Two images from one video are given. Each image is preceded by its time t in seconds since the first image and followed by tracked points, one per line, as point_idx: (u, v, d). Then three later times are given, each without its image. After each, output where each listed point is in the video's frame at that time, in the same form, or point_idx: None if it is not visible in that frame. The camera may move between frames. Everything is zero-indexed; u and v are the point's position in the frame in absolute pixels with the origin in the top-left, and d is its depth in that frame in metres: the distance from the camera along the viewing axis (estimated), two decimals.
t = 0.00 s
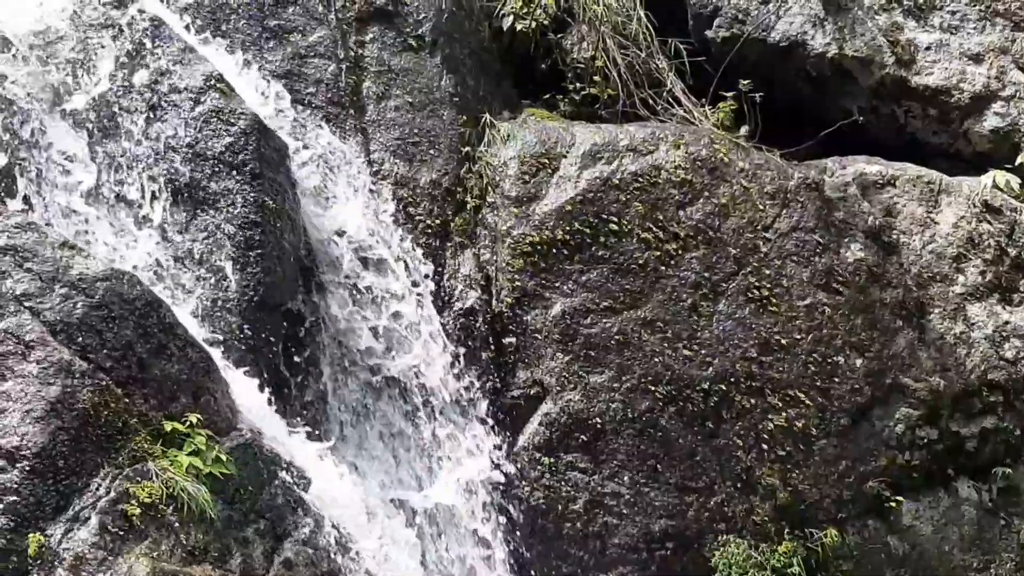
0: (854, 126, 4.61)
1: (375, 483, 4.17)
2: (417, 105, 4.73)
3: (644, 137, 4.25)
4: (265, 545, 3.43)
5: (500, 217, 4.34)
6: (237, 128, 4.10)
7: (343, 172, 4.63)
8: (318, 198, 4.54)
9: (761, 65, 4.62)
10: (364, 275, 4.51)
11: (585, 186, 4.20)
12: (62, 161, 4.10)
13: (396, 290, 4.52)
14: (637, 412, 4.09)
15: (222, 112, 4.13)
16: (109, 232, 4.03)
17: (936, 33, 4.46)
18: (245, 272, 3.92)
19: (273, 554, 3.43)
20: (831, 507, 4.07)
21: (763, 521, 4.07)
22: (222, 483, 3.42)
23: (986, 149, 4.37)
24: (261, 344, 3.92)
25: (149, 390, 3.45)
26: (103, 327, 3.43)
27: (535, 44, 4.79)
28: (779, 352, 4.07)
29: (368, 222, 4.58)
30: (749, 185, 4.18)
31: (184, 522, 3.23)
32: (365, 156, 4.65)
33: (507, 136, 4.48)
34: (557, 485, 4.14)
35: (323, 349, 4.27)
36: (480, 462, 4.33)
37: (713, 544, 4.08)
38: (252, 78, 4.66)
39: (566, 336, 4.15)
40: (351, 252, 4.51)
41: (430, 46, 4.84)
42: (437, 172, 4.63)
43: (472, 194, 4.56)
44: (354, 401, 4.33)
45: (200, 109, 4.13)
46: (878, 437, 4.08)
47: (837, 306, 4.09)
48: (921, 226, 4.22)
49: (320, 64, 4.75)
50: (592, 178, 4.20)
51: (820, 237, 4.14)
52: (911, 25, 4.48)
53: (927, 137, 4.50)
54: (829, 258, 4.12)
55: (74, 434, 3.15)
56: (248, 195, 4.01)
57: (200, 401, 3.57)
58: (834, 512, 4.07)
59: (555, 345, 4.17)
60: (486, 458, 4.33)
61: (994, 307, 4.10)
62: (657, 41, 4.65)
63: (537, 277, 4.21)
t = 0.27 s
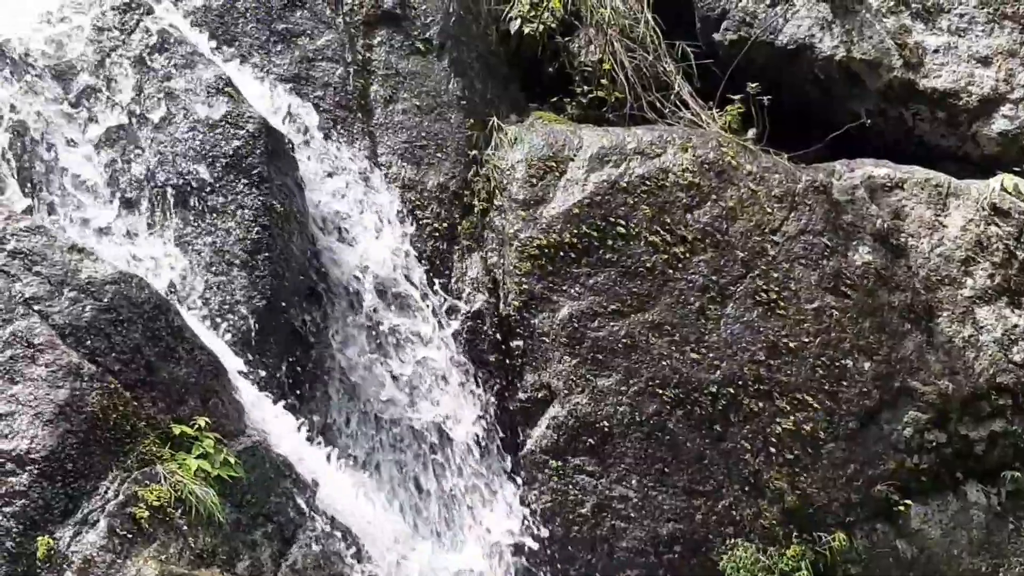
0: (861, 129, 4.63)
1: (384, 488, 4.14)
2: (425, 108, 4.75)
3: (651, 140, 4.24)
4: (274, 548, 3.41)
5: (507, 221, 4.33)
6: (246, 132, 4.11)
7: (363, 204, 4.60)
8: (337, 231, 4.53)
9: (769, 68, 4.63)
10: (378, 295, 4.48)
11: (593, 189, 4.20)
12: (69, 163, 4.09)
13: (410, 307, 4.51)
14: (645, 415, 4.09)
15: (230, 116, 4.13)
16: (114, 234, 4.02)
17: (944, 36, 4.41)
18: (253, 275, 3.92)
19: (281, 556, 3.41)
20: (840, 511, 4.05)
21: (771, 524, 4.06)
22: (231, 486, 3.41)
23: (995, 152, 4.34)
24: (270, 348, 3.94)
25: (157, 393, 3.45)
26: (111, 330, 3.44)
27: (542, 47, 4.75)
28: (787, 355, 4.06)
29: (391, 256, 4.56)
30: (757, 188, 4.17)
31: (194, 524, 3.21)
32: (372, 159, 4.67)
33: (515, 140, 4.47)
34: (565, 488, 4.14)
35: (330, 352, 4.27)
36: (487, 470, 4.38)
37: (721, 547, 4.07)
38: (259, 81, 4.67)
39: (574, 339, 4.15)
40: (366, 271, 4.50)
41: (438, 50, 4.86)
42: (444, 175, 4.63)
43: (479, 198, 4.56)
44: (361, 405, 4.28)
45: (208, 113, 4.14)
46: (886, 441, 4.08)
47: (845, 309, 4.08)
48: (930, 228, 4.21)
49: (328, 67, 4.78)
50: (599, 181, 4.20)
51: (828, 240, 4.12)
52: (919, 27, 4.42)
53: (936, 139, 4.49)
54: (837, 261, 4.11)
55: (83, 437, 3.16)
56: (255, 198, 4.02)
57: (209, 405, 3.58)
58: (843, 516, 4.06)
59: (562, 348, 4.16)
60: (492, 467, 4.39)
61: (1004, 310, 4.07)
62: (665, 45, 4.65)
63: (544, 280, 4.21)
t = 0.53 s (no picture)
0: (869, 133, 4.63)
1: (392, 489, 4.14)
2: (433, 112, 4.73)
3: (659, 143, 4.24)
4: (282, 551, 3.40)
5: (515, 224, 4.34)
6: (254, 136, 4.11)
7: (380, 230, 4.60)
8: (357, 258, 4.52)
9: (776, 71, 4.61)
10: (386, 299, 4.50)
11: (600, 192, 4.20)
12: (80, 167, 4.14)
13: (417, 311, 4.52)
14: (653, 419, 4.08)
15: (238, 120, 4.14)
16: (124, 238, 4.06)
17: (951, 39, 4.41)
18: (261, 279, 3.93)
19: (291, 559, 3.40)
20: (848, 515, 4.05)
21: (779, 528, 4.05)
22: (239, 491, 3.43)
23: (1003, 155, 4.33)
24: (277, 353, 3.95)
25: (166, 397, 3.45)
26: (120, 333, 3.44)
27: (549, 52, 4.80)
28: (796, 359, 4.06)
29: (397, 261, 4.57)
30: (765, 191, 4.16)
31: (202, 528, 3.22)
32: (380, 163, 4.69)
33: (523, 144, 4.48)
34: (573, 492, 4.14)
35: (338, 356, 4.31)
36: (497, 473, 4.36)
37: (729, 552, 4.06)
38: (268, 86, 4.70)
39: (581, 343, 4.16)
40: (373, 276, 4.53)
41: (445, 54, 4.83)
42: (452, 179, 4.64)
43: (487, 202, 4.57)
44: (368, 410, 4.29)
45: (217, 117, 4.15)
46: (894, 445, 4.07)
47: (854, 313, 4.07)
48: (938, 232, 4.22)
49: (336, 72, 4.81)
50: (607, 184, 4.20)
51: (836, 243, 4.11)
52: (926, 31, 4.44)
53: (943, 143, 4.50)
54: (846, 265, 4.10)
55: (92, 440, 3.16)
56: (263, 202, 4.03)
57: (217, 409, 3.58)
58: (851, 520, 4.06)
59: (570, 352, 4.17)
60: (503, 469, 4.37)
61: (1012, 313, 4.08)
62: (672, 49, 4.63)
63: (551, 284, 4.21)
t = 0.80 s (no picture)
0: (879, 136, 4.62)
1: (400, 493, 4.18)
2: (441, 116, 4.73)
3: (667, 146, 4.24)
4: (291, 555, 3.41)
5: (523, 228, 4.34)
6: (262, 140, 4.12)
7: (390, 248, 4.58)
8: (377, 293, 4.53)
9: (785, 74, 4.62)
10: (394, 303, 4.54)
11: (609, 195, 4.19)
12: (90, 170, 4.17)
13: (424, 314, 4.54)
14: (661, 422, 4.08)
15: (247, 124, 4.15)
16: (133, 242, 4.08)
17: (961, 42, 4.40)
18: (270, 283, 3.94)
19: (299, 563, 3.42)
20: (857, 519, 4.04)
21: (788, 532, 4.06)
22: (247, 494, 3.41)
23: (1013, 158, 4.31)
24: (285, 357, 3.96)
25: (175, 400, 3.44)
26: (130, 337, 3.42)
27: (556, 55, 4.88)
28: (804, 362, 4.05)
29: (405, 265, 4.58)
30: (773, 195, 4.16)
31: (209, 531, 3.22)
32: (388, 167, 4.66)
33: (531, 148, 4.47)
34: (581, 497, 4.12)
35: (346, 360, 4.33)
36: (504, 476, 4.35)
37: (737, 556, 4.07)
38: (276, 89, 4.69)
39: (590, 346, 4.15)
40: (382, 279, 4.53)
41: (453, 57, 4.84)
42: (460, 182, 4.63)
43: (494, 205, 4.56)
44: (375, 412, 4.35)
45: (226, 121, 4.16)
46: (903, 449, 4.06)
47: (862, 316, 4.08)
48: (947, 235, 4.20)
49: (344, 76, 4.78)
50: (614, 188, 4.19)
51: (844, 247, 4.11)
52: (935, 34, 4.43)
53: (953, 146, 4.48)
54: (855, 269, 4.10)
55: (101, 444, 3.17)
56: (272, 206, 4.02)
57: (225, 413, 3.58)
58: (860, 524, 4.05)
59: (578, 354, 4.16)
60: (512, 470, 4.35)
61: (1020, 317, 4.08)
62: (680, 52, 4.67)
63: (559, 287, 4.20)
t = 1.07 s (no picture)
0: (888, 140, 4.60)
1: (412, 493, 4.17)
2: (450, 120, 4.75)
3: (676, 150, 4.24)
4: (299, 559, 3.43)
5: (531, 232, 4.35)
6: (271, 144, 4.10)
7: (398, 253, 4.56)
8: (400, 332, 4.46)
9: (793, 77, 4.61)
10: (403, 305, 4.50)
11: (618, 199, 4.19)
12: (99, 173, 4.18)
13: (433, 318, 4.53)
14: (670, 426, 4.08)
15: (256, 129, 4.14)
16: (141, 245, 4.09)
17: (970, 45, 4.40)
18: (278, 287, 3.94)
19: (308, 568, 3.45)
20: (866, 523, 4.04)
21: (797, 536, 4.04)
22: (256, 497, 3.41)
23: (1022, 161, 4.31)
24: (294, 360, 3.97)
25: (184, 404, 3.46)
26: (139, 340, 3.43)
27: (565, 59, 4.86)
28: (813, 366, 4.05)
29: (415, 267, 4.56)
30: (782, 198, 4.15)
31: (219, 534, 3.23)
32: (397, 170, 4.66)
33: (539, 152, 4.50)
34: (589, 500, 4.11)
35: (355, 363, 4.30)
36: (515, 479, 4.32)
37: (747, 560, 4.05)
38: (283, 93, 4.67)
39: (598, 350, 4.15)
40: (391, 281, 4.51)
41: (461, 61, 4.85)
42: (468, 186, 4.65)
43: (502, 209, 4.58)
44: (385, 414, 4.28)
45: (235, 126, 4.16)
46: (912, 453, 4.05)
47: (871, 320, 4.07)
48: (956, 239, 4.23)
49: (353, 80, 4.78)
50: (623, 192, 4.19)
51: (853, 250, 4.11)
52: (945, 37, 4.43)
53: (962, 150, 4.46)
54: (864, 272, 4.10)
55: (111, 448, 3.16)
56: (281, 210, 4.01)
57: (234, 416, 3.60)
58: (869, 529, 4.04)
59: (587, 358, 4.16)
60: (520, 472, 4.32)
61: None
62: (688, 55, 4.69)
63: (568, 291, 4.20)
